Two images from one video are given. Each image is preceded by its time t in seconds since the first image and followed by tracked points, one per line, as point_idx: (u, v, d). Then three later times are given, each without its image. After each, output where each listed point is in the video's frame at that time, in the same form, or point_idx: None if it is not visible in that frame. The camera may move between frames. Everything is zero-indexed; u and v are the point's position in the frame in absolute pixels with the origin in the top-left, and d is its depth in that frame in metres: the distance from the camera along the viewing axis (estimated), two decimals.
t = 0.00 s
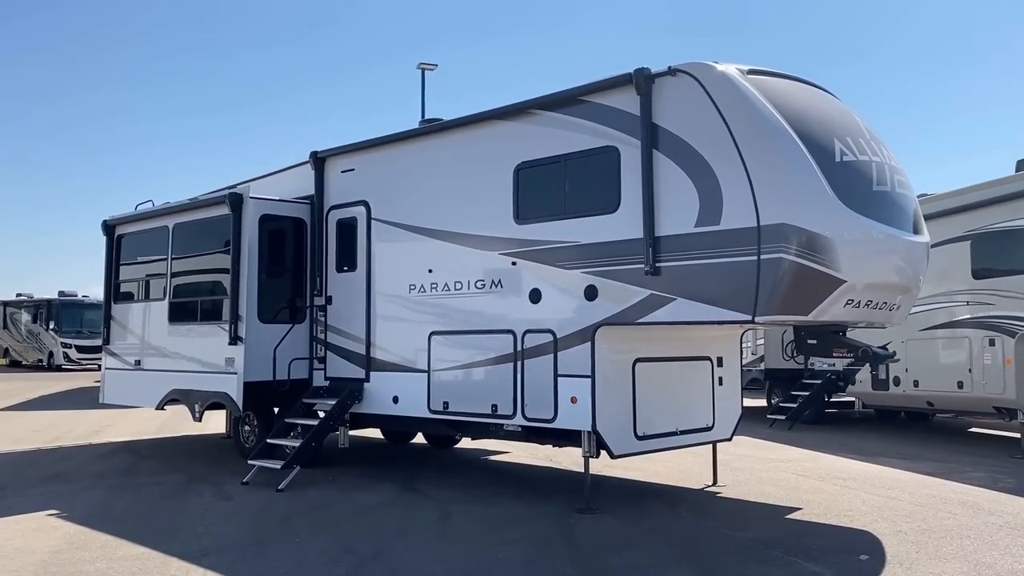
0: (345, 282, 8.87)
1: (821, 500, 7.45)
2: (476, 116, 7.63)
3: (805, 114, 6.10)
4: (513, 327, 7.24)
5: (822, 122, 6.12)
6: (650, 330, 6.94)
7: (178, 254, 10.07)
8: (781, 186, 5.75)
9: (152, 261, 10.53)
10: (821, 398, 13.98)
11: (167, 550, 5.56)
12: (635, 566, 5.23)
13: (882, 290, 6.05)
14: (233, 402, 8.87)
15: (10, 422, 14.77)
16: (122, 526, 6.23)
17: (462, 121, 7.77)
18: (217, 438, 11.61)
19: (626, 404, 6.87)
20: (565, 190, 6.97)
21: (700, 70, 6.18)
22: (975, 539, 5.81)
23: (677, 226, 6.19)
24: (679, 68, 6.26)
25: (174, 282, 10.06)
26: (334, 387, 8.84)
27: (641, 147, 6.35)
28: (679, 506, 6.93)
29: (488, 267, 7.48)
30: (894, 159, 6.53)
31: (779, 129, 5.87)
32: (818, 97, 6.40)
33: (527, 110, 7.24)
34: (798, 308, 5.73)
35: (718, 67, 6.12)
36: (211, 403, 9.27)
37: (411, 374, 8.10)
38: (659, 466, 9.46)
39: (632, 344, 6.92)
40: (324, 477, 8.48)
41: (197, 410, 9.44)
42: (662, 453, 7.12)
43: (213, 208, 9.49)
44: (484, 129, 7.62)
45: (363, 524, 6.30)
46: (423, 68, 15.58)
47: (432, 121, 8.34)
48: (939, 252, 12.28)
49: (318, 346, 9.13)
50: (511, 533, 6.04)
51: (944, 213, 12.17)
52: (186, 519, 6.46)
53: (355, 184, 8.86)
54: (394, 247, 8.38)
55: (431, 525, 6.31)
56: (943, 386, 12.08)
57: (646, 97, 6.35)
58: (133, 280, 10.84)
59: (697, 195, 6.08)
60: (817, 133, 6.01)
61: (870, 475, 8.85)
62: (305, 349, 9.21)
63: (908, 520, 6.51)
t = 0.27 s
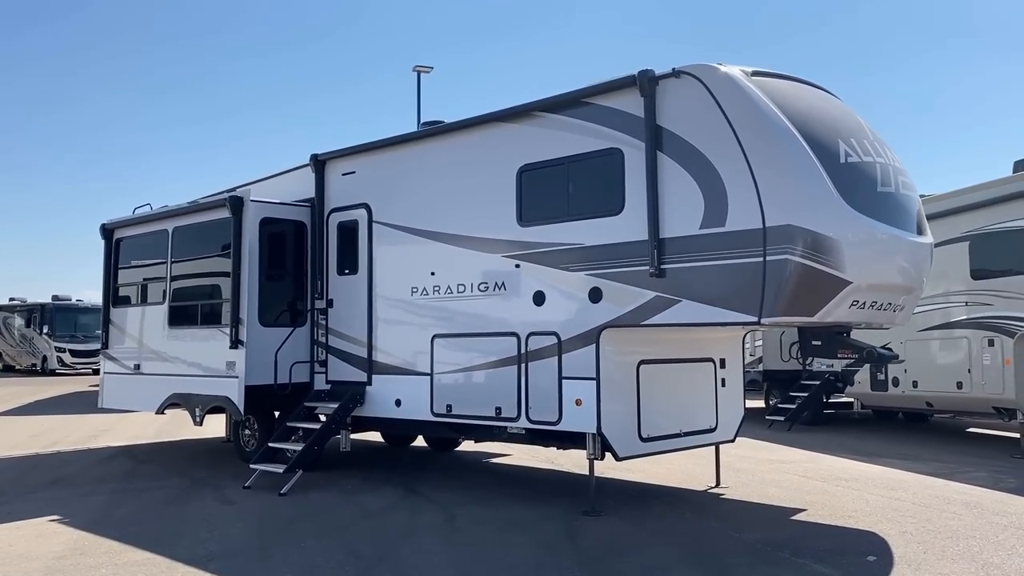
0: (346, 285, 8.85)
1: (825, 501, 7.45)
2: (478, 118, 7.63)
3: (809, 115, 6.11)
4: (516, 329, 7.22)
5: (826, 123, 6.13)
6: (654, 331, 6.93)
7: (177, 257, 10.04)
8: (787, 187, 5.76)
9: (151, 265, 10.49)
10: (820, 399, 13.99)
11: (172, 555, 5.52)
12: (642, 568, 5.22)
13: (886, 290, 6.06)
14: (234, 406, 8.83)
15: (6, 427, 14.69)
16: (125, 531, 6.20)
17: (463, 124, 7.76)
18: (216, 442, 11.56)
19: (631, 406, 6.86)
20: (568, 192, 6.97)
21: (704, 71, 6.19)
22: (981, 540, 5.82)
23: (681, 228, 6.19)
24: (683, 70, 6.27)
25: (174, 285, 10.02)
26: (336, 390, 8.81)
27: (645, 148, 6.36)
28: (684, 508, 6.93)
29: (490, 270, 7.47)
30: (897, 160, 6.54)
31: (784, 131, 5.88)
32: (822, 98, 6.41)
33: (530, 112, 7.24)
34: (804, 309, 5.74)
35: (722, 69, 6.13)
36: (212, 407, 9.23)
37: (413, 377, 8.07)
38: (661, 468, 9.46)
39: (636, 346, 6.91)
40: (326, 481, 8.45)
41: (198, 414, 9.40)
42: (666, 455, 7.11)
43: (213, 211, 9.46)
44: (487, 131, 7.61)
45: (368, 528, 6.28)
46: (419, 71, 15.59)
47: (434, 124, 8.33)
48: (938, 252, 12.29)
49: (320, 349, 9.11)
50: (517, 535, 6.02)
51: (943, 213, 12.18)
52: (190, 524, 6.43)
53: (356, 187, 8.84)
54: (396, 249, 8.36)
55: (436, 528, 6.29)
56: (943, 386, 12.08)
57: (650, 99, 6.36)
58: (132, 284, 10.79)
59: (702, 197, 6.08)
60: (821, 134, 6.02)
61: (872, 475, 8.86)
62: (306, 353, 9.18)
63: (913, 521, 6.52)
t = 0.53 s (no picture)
0: (344, 290, 8.81)
1: (826, 502, 7.45)
2: (477, 121, 7.61)
3: (810, 116, 6.11)
4: (517, 333, 7.19)
5: (826, 124, 6.14)
6: (655, 334, 6.91)
7: (172, 263, 9.96)
8: (788, 188, 5.76)
9: (145, 270, 10.41)
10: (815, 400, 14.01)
11: (174, 563, 5.47)
12: (649, 572, 5.20)
13: (888, 291, 6.06)
14: (232, 413, 8.77)
15: None
16: (126, 539, 6.14)
17: (462, 127, 7.74)
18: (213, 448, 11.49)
19: (633, 409, 6.84)
20: (568, 195, 6.95)
21: (704, 73, 6.18)
22: (985, 539, 5.82)
23: (682, 230, 6.18)
24: (683, 72, 6.26)
25: (169, 291, 9.95)
26: (334, 395, 8.77)
27: (645, 151, 6.35)
28: (686, 511, 6.91)
29: (490, 273, 7.43)
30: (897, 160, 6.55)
31: (784, 132, 5.88)
32: (821, 99, 6.42)
33: (529, 115, 7.22)
34: (807, 311, 5.74)
35: (722, 70, 6.13)
36: (209, 414, 9.17)
37: (413, 382, 8.03)
38: (661, 470, 9.44)
39: (638, 349, 6.90)
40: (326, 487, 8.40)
41: (195, 421, 9.32)
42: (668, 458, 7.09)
43: (209, 217, 9.40)
44: (486, 134, 7.59)
45: (371, 534, 6.24)
46: (411, 75, 15.57)
47: (432, 127, 8.31)
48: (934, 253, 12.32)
49: (317, 354, 9.06)
50: (521, 540, 6.00)
51: (939, 213, 12.21)
52: (191, 532, 6.38)
53: (353, 191, 8.80)
54: (394, 253, 8.32)
55: (439, 533, 6.26)
56: (939, 386, 12.10)
57: (650, 101, 6.36)
58: (126, 290, 10.71)
59: (703, 199, 6.07)
60: (822, 135, 6.03)
61: (872, 476, 8.86)
62: (304, 358, 9.14)
63: (915, 520, 6.52)
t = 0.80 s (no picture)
0: (342, 296, 8.78)
1: (827, 506, 7.46)
2: (476, 127, 7.60)
3: (810, 121, 6.12)
4: (518, 339, 7.17)
5: (826, 129, 6.16)
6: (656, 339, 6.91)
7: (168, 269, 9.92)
8: (789, 193, 5.77)
9: (141, 277, 10.36)
10: (812, 403, 14.04)
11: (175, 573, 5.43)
12: None
13: (888, 295, 6.07)
14: (230, 419, 8.73)
15: None
16: (125, 549, 6.10)
17: (461, 132, 7.73)
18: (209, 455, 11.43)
19: (634, 414, 6.83)
20: (567, 200, 6.95)
21: (704, 78, 6.19)
22: (987, 543, 5.83)
23: (683, 235, 6.18)
24: (683, 77, 6.27)
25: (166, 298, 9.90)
26: (333, 402, 8.73)
27: (645, 156, 6.35)
28: (688, 516, 6.90)
29: (490, 278, 7.42)
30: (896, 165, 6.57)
31: (785, 137, 5.90)
32: (821, 104, 6.43)
33: (528, 120, 7.22)
34: (808, 315, 5.74)
35: (722, 76, 6.14)
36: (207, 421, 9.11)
37: (412, 388, 8.01)
38: (660, 475, 9.44)
39: (638, 354, 6.89)
40: (325, 494, 8.36)
41: (193, 428, 9.27)
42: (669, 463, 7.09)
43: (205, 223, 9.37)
44: (485, 139, 7.58)
45: (372, 542, 6.21)
46: (405, 80, 15.57)
47: (430, 133, 8.30)
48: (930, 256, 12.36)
49: (315, 360, 9.03)
50: (523, 547, 5.98)
51: (935, 217, 12.25)
52: (190, 541, 6.34)
53: (351, 197, 8.78)
54: (392, 259, 8.30)
55: (441, 540, 6.24)
56: (935, 389, 12.13)
57: (650, 106, 6.36)
58: (122, 297, 10.66)
59: (704, 203, 6.07)
60: (822, 140, 6.04)
61: (871, 479, 8.88)
62: (302, 364, 9.10)
63: (916, 524, 6.53)
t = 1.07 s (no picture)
0: (344, 301, 8.78)
1: (829, 513, 7.46)
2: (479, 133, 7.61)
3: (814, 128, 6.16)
4: (521, 344, 7.17)
5: (830, 136, 6.19)
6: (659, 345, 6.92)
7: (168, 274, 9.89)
8: (794, 200, 5.79)
9: (141, 282, 10.33)
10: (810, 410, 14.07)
11: None
12: None
13: (892, 301, 6.10)
14: (231, 425, 8.71)
15: None
16: (127, 555, 6.07)
17: (464, 139, 7.74)
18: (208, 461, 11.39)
19: (637, 420, 6.83)
20: (571, 206, 6.96)
21: (708, 86, 6.23)
22: (990, 550, 5.84)
23: (687, 242, 6.20)
24: (688, 84, 6.30)
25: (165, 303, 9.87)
26: (334, 408, 8.72)
27: (650, 163, 6.38)
28: (691, 523, 6.90)
29: (492, 284, 7.42)
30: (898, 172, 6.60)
31: (789, 143, 5.93)
32: (824, 112, 6.46)
33: (531, 127, 7.23)
34: (813, 322, 5.77)
35: (727, 83, 6.18)
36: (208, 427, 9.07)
37: (414, 394, 8.00)
38: (661, 482, 9.43)
39: (641, 360, 6.90)
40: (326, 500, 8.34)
41: (193, 434, 9.22)
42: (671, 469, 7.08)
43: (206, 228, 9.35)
44: (488, 146, 7.59)
45: (376, 548, 6.19)
46: (403, 86, 15.60)
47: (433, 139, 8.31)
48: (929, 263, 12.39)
49: (316, 366, 9.02)
50: (528, 554, 5.97)
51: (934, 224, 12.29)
52: (193, 547, 6.31)
53: (353, 203, 8.79)
54: (394, 265, 8.31)
55: (444, 547, 6.23)
56: (934, 396, 12.15)
57: (654, 113, 6.39)
58: (122, 302, 10.62)
59: (709, 210, 6.10)
60: (826, 148, 6.07)
61: (871, 486, 8.88)
62: (303, 370, 9.09)
63: (919, 531, 6.54)
